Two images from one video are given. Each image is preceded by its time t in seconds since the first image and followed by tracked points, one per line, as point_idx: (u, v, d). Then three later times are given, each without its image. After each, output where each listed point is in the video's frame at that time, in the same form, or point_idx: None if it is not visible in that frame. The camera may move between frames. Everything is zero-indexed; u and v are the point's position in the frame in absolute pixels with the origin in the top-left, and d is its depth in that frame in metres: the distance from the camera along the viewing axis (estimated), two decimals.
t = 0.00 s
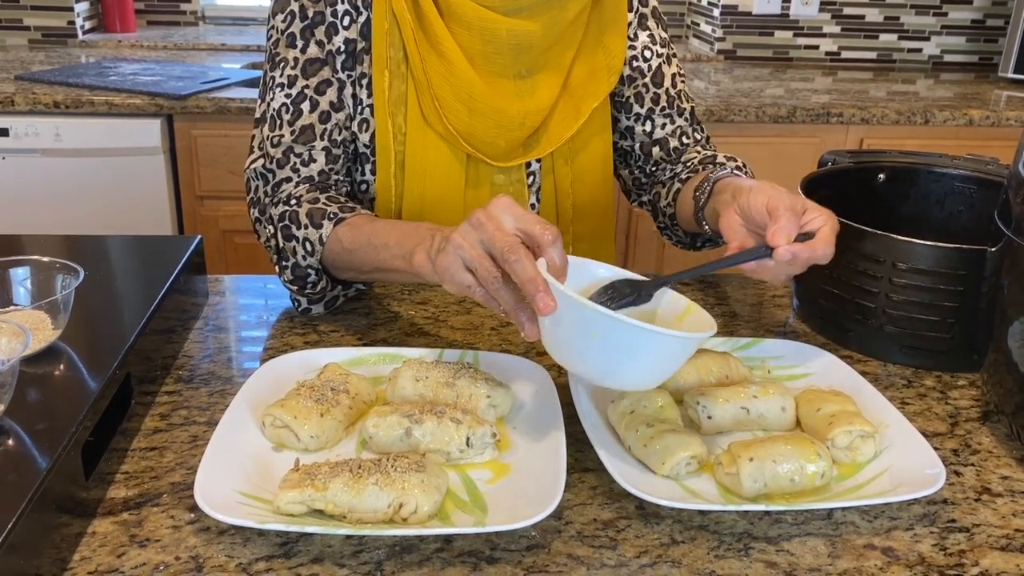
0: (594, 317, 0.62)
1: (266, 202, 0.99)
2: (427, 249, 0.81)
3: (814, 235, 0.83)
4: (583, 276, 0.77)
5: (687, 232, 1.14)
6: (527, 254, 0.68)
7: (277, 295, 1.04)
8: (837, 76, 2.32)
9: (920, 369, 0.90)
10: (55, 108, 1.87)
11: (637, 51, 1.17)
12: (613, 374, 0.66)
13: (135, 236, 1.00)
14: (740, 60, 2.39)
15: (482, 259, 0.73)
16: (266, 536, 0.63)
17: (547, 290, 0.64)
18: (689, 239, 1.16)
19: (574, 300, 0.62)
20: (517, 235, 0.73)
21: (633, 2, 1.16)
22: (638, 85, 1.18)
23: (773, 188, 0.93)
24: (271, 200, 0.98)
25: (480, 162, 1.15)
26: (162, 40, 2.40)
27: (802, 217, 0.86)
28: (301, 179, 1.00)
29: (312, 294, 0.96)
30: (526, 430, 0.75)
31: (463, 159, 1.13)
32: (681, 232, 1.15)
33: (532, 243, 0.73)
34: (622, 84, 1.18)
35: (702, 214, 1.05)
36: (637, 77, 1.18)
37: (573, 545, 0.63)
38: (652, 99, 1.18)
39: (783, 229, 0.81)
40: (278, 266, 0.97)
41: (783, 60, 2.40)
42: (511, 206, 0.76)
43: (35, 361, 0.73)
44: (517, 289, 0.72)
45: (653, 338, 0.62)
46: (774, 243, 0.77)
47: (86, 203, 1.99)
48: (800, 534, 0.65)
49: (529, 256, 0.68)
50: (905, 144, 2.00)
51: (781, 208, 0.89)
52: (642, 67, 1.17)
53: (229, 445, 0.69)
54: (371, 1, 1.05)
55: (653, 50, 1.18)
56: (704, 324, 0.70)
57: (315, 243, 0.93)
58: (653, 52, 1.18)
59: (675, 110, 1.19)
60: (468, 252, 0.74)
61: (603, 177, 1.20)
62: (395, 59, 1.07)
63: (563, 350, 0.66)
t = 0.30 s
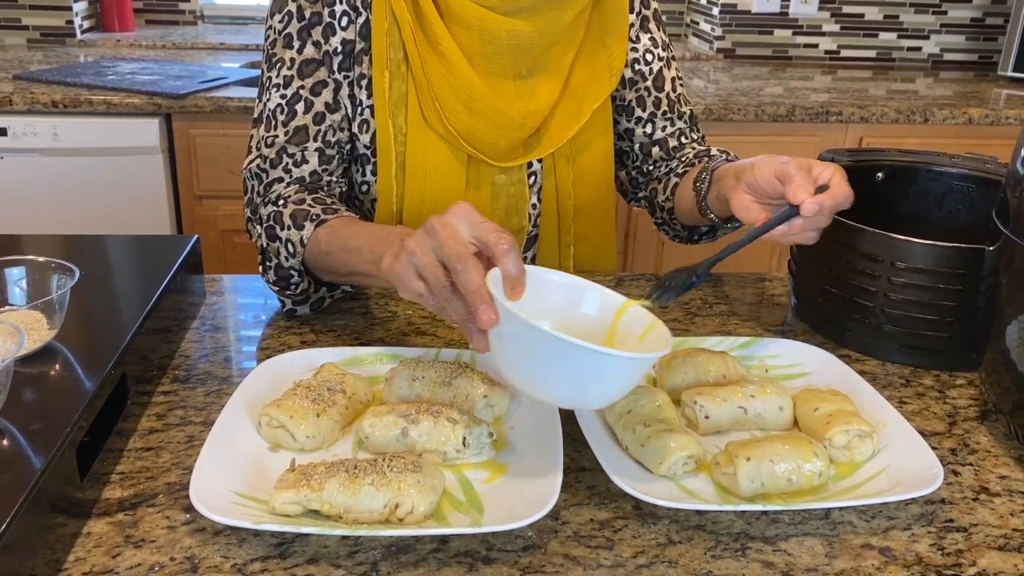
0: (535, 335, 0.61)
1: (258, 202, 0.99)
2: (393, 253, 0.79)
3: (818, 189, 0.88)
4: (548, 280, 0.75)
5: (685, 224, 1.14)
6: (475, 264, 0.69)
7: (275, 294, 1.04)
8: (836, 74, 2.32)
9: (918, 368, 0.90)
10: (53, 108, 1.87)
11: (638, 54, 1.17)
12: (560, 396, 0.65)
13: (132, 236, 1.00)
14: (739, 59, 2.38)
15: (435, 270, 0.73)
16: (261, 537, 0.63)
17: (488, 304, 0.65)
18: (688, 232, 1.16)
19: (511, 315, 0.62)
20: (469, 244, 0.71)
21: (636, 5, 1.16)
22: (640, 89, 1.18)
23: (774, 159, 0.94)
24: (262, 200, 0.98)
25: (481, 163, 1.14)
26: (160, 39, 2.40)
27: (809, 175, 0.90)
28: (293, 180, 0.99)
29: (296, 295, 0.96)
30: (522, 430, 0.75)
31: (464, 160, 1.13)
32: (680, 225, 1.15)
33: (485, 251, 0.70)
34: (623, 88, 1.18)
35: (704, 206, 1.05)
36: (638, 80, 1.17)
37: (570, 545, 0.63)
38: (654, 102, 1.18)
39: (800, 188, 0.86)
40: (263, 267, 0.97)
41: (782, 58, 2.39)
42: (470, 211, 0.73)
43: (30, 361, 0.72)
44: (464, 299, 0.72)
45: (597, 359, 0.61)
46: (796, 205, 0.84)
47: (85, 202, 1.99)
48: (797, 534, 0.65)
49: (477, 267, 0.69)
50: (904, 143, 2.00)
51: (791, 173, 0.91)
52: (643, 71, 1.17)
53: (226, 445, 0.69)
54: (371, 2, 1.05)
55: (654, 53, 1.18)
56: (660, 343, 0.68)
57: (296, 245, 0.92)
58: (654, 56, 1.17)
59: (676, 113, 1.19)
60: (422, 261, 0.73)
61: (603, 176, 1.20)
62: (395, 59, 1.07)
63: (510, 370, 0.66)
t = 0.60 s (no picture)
0: (469, 322, 0.61)
1: (246, 195, 0.99)
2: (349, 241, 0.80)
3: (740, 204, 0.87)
4: (496, 268, 0.74)
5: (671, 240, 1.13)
6: (420, 253, 0.71)
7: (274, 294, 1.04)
8: (836, 73, 2.32)
9: (916, 369, 0.90)
10: (53, 108, 1.86)
11: (638, 58, 1.16)
12: (500, 386, 0.64)
13: (131, 236, 1.00)
14: (739, 58, 2.38)
15: (383, 257, 0.74)
16: (259, 538, 0.63)
17: (429, 293, 0.66)
18: (676, 247, 1.14)
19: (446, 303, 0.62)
20: (419, 233, 0.72)
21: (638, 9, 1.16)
22: (639, 93, 1.18)
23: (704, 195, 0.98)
24: (250, 193, 0.98)
25: (482, 163, 1.14)
26: (160, 39, 2.40)
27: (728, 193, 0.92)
28: (280, 174, 0.99)
29: (276, 288, 0.96)
30: (521, 430, 0.75)
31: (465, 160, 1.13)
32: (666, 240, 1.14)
33: (434, 239, 0.71)
34: (622, 92, 1.18)
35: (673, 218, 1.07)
36: (637, 85, 1.17)
37: (568, 546, 0.63)
38: (651, 109, 1.18)
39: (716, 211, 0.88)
40: (245, 258, 0.98)
41: (782, 57, 2.39)
42: (420, 201, 0.74)
43: (28, 362, 0.72)
44: (409, 289, 0.73)
45: (529, 346, 0.60)
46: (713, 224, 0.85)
47: (84, 202, 1.99)
48: (796, 534, 0.64)
49: (423, 255, 0.71)
50: (904, 142, 1.99)
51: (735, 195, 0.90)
52: (642, 76, 1.17)
53: (224, 446, 0.69)
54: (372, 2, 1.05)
55: (654, 59, 1.17)
56: (608, 332, 0.68)
57: (275, 236, 0.94)
58: (654, 61, 1.17)
59: (673, 121, 1.19)
60: (372, 248, 0.75)
61: (604, 177, 1.20)
62: (397, 59, 1.07)
63: (452, 360, 0.65)
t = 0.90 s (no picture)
0: (423, 310, 0.62)
1: (236, 188, 0.99)
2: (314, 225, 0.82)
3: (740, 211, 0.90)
4: (453, 256, 0.75)
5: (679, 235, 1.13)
6: (374, 237, 0.72)
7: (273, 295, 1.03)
8: (836, 73, 2.31)
9: (917, 369, 0.90)
10: (52, 108, 1.86)
11: (643, 58, 1.16)
12: (446, 367, 0.66)
13: (130, 237, 1.00)
14: (739, 58, 2.38)
15: (341, 241, 0.77)
16: (258, 540, 0.62)
17: (379, 276, 0.68)
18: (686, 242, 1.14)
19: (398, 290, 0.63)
20: (376, 218, 0.74)
21: (643, 8, 1.15)
22: (645, 93, 1.17)
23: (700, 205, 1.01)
24: (239, 185, 0.99)
25: (480, 162, 1.15)
26: (159, 39, 2.40)
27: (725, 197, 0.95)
28: (270, 168, 0.99)
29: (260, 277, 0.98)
30: (520, 431, 0.75)
31: (462, 158, 1.13)
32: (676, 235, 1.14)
33: (390, 224, 0.73)
34: (628, 92, 1.18)
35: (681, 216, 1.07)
36: (644, 84, 1.17)
37: (568, 547, 0.63)
38: (659, 108, 1.17)
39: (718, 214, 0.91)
40: (234, 247, 1.02)
41: (782, 57, 2.39)
42: (381, 188, 0.77)
43: (27, 363, 0.72)
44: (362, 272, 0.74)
45: (482, 332, 0.62)
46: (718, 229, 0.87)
47: (83, 203, 1.99)
48: (796, 535, 0.64)
49: (376, 239, 0.72)
50: (904, 142, 1.99)
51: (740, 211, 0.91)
52: (648, 75, 1.16)
53: (223, 447, 0.69)
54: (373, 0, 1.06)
55: (660, 58, 1.17)
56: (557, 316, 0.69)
57: (257, 224, 0.95)
58: (660, 60, 1.17)
59: (682, 120, 1.18)
60: (330, 233, 0.77)
61: (605, 177, 1.20)
62: (396, 56, 1.07)
63: (405, 346, 0.67)
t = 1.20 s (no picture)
0: (428, 302, 0.63)
1: (242, 181, 1.02)
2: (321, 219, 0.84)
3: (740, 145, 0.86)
4: (456, 251, 0.75)
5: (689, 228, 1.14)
6: (381, 232, 0.74)
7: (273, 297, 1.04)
8: (836, 72, 2.31)
9: (917, 369, 0.90)
10: (53, 108, 1.86)
11: (650, 60, 1.16)
12: (449, 358, 0.67)
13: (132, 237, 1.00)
14: (739, 57, 2.38)
15: (347, 235, 0.78)
16: (261, 540, 0.63)
17: (385, 269, 0.69)
18: (691, 236, 1.16)
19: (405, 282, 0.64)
20: (382, 213, 0.76)
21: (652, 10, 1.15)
22: (653, 96, 1.17)
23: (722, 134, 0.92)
24: (246, 179, 1.01)
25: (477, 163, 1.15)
26: (160, 39, 2.40)
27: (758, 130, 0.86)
28: (276, 163, 1.02)
29: (265, 268, 1.00)
30: (522, 431, 0.75)
31: (460, 159, 1.14)
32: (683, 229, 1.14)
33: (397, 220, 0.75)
34: (635, 94, 1.17)
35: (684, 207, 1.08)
36: (652, 87, 1.16)
37: (569, 547, 0.63)
38: (667, 111, 1.17)
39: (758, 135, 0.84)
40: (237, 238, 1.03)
41: (782, 56, 2.39)
42: (386, 184, 0.79)
43: (29, 363, 0.72)
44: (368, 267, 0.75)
45: (488, 325, 0.63)
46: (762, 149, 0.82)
47: (84, 202, 1.99)
48: (797, 535, 0.64)
49: (382, 233, 0.74)
50: (904, 142, 1.99)
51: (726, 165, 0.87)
52: (656, 78, 1.16)
53: (225, 447, 0.69)
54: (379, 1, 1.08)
55: (669, 60, 1.16)
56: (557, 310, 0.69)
57: (264, 218, 0.97)
58: (668, 63, 1.16)
59: (691, 122, 1.17)
60: (337, 228, 0.78)
61: (605, 179, 1.20)
62: (399, 58, 1.09)
63: (410, 336, 0.68)
